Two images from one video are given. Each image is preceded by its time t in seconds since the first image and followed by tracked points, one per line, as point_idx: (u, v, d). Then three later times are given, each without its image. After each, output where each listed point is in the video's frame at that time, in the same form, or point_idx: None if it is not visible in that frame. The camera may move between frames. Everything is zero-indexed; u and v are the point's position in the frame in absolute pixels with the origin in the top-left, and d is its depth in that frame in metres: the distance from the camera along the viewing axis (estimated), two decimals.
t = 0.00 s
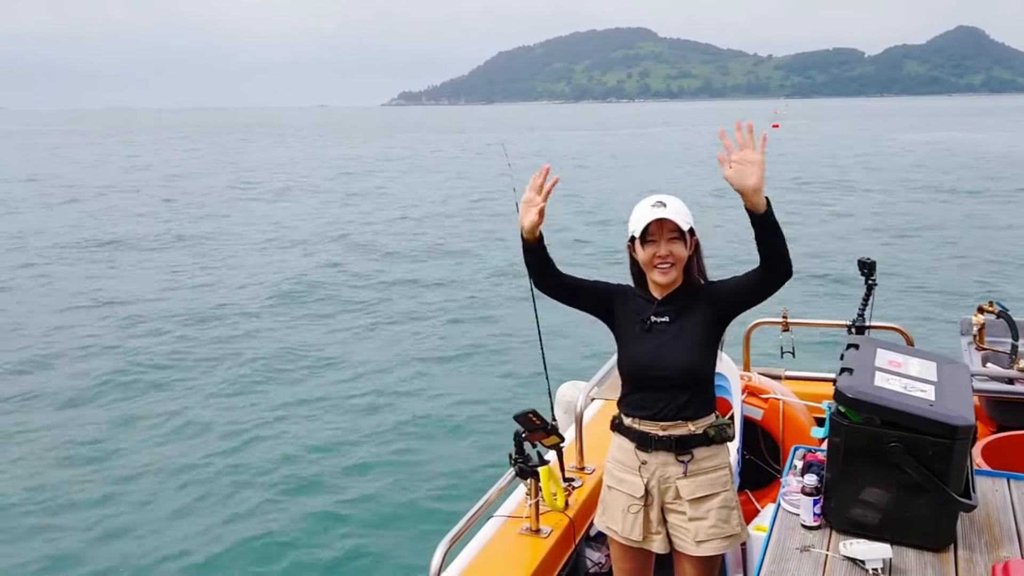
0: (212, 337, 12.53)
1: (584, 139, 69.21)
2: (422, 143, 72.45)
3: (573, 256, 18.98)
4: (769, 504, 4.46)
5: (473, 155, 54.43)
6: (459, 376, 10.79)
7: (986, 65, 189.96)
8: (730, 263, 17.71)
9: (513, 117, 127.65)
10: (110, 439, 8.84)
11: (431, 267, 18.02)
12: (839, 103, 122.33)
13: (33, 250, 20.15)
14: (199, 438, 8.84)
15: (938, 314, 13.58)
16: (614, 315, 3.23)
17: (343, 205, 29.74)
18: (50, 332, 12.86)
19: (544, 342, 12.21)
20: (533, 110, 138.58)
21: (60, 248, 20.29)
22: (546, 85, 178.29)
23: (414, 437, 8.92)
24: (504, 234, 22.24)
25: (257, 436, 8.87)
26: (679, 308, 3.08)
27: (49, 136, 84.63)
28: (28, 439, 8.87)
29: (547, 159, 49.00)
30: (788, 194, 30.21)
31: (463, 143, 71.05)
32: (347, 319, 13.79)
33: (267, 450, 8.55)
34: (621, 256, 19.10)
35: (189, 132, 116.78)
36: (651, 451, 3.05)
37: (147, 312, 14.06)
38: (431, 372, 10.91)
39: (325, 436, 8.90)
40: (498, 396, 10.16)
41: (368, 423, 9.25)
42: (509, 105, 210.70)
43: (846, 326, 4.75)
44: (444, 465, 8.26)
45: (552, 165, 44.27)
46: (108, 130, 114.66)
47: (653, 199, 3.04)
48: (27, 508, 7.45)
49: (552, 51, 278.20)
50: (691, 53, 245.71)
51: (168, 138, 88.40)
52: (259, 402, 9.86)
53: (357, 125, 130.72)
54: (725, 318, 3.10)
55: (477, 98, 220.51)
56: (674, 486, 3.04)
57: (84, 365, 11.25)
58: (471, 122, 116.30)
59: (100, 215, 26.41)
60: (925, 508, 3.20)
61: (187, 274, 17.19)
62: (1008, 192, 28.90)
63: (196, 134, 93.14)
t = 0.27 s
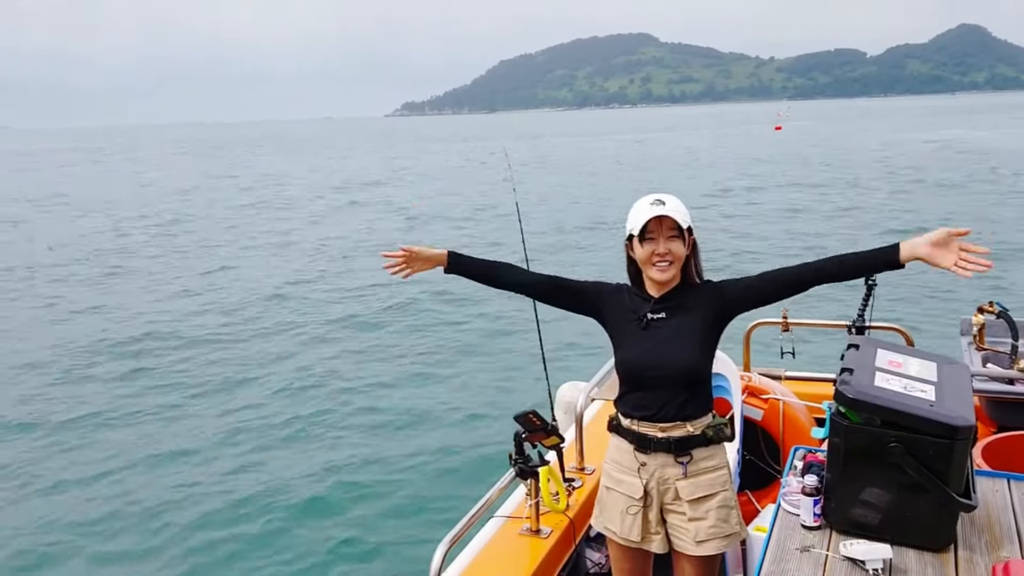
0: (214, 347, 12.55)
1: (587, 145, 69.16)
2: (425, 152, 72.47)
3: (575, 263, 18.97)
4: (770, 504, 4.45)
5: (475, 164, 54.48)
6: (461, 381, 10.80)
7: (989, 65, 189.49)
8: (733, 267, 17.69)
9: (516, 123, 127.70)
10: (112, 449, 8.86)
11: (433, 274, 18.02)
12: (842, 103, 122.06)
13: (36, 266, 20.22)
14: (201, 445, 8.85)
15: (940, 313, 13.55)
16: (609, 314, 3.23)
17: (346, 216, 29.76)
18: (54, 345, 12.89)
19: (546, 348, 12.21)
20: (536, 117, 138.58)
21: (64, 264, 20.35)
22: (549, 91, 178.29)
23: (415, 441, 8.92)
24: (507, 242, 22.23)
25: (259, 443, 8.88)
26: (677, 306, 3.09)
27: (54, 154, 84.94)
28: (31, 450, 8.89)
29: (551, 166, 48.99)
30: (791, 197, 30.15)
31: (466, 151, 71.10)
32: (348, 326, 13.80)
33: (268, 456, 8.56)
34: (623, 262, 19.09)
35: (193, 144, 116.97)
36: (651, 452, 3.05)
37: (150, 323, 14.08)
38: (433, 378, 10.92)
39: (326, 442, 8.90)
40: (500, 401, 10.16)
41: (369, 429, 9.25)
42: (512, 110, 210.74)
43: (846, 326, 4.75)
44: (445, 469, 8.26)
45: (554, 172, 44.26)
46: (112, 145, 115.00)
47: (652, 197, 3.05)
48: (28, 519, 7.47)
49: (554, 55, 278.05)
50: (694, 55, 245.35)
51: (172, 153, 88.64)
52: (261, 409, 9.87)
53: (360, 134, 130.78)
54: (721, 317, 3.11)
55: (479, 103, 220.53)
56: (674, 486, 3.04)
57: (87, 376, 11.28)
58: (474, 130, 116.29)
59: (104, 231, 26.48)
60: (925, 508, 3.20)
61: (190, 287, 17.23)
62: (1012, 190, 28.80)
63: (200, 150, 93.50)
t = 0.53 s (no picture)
0: (216, 355, 12.57)
1: (589, 151, 69.20)
2: (428, 160, 72.56)
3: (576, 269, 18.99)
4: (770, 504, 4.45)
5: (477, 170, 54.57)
6: (462, 386, 10.81)
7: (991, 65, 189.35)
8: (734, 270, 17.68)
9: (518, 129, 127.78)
10: (113, 456, 8.87)
11: (434, 281, 18.05)
12: (844, 105, 121.98)
13: (39, 278, 20.28)
14: (201, 452, 8.86)
15: (941, 313, 13.54)
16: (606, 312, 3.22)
17: (348, 225, 29.81)
18: (56, 356, 12.92)
19: (546, 352, 12.22)
20: (538, 123, 138.72)
21: (67, 277, 20.39)
22: (550, 97, 178.44)
23: (415, 446, 8.92)
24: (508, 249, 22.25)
25: (259, 450, 8.89)
26: (673, 305, 3.09)
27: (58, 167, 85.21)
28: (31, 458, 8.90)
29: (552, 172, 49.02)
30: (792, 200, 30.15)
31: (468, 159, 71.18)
32: (349, 333, 13.81)
33: (268, 462, 8.57)
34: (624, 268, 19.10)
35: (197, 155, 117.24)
36: (654, 452, 3.04)
37: (152, 334, 14.11)
38: (433, 383, 10.92)
39: (326, 447, 8.90)
40: (500, 405, 10.16)
41: (369, 434, 9.26)
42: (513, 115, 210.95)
43: (845, 326, 4.75)
44: (445, 473, 8.26)
45: (556, 178, 44.29)
46: (116, 157, 115.28)
47: (640, 200, 3.05)
48: (29, 527, 7.47)
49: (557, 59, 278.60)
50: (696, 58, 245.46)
51: (176, 164, 88.85)
52: (262, 416, 9.88)
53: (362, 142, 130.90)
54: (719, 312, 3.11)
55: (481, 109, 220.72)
56: (677, 486, 3.04)
57: (88, 385, 11.29)
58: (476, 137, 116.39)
59: (107, 243, 26.54)
60: (925, 508, 3.20)
61: (192, 297, 17.26)
62: (1014, 188, 28.78)
63: (203, 161, 93.75)
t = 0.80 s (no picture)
0: (216, 360, 12.61)
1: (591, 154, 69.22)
2: (430, 163, 72.60)
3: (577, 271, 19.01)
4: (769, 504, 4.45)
5: (476, 173, 54.57)
6: (461, 388, 10.82)
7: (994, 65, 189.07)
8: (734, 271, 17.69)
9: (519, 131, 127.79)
10: (113, 461, 8.90)
11: (435, 284, 18.08)
12: (846, 105, 121.91)
13: (41, 284, 20.34)
14: (200, 458, 8.88)
15: (941, 312, 13.53)
16: (604, 321, 3.20)
17: (350, 229, 29.84)
18: (57, 361, 12.96)
19: (546, 355, 12.22)
20: (539, 124, 138.74)
21: (69, 282, 20.45)
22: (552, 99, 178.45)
23: (414, 449, 8.94)
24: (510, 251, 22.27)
25: (258, 454, 8.91)
26: (669, 308, 3.09)
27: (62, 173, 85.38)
28: (32, 464, 8.93)
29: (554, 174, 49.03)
30: (793, 201, 30.16)
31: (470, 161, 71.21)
32: (350, 336, 13.84)
33: (268, 466, 8.59)
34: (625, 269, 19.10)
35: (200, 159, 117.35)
36: (669, 455, 3.03)
37: (152, 339, 14.14)
38: (432, 386, 10.94)
39: (325, 450, 8.92)
40: (499, 407, 10.17)
41: (368, 437, 9.27)
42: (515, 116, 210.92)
43: (845, 325, 4.75)
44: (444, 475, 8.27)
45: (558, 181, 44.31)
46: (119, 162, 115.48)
47: (622, 208, 3.07)
48: (29, 534, 7.50)
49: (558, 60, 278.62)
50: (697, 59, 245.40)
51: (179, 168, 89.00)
52: (261, 420, 9.90)
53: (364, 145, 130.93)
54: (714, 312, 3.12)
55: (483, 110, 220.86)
56: (693, 486, 3.05)
57: (89, 391, 11.34)
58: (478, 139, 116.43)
59: (110, 249, 26.60)
60: (926, 508, 3.20)
61: (194, 302, 17.30)
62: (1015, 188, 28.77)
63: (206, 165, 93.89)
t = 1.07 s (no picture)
0: (216, 356, 12.60)
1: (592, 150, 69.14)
2: (431, 160, 72.51)
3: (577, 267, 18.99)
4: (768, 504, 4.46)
5: (475, 170, 54.57)
6: (460, 385, 10.81)
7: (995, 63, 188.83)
8: (734, 268, 17.67)
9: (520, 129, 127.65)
10: (113, 458, 8.90)
11: (435, 281, 18.06)
12: (847, 104, 121.74)
13: (40, 279, 20.33)
14: (199, 455, 8.88)
15: (941, 312, 13.52)
16: (599, 339, 3.19)
17: (350, 225, 29.81)
18: (57, 357, 12.95)
19: (546, 352, 12.22)
20: (540, 122, 138.59)
21: (69, 278, 20.43)
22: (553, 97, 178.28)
23: (414, 446, 8.93)
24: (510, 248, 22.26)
25: (258, 451, 8.90)
26: (661, 316, 3.11)
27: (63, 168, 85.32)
28: (32, 461, 8.93)
29: (555, 171, 48.97)
30: (794, 199, 30.13)
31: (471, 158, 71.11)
32: (350, 332, 13.84)
33: (267, 463, 8.57)
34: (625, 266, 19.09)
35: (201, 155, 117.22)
36: (685, 459, 3.02)
37: (152, 335, 14.12)
38: (432, 382, 10.94)
39: (324, 447, 8.92)
40: (498, 404, 10.17)
41: (367, 434, 9.26)
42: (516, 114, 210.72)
43: (845, 325, 4.75)
44: (444, 473, 8.26)
45: (558, 178, 44.26)
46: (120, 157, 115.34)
47: (598, 224, 3.05)
48: (28, 531, 7.49)
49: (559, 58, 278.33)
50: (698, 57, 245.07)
51: (180, 164, 88.94)
52: (261, 417, 9.89)
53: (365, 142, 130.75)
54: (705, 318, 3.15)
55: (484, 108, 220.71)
56: (711, 487, 3.05)
57: (89, 387, 11.33)
58: (479, 137, 116.32)
59: (110, 244, 26.57)
60: (926, 508, 3.20)
61: (193, 298, 17.29)
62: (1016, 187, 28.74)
63: (207, 162, 93.82)
